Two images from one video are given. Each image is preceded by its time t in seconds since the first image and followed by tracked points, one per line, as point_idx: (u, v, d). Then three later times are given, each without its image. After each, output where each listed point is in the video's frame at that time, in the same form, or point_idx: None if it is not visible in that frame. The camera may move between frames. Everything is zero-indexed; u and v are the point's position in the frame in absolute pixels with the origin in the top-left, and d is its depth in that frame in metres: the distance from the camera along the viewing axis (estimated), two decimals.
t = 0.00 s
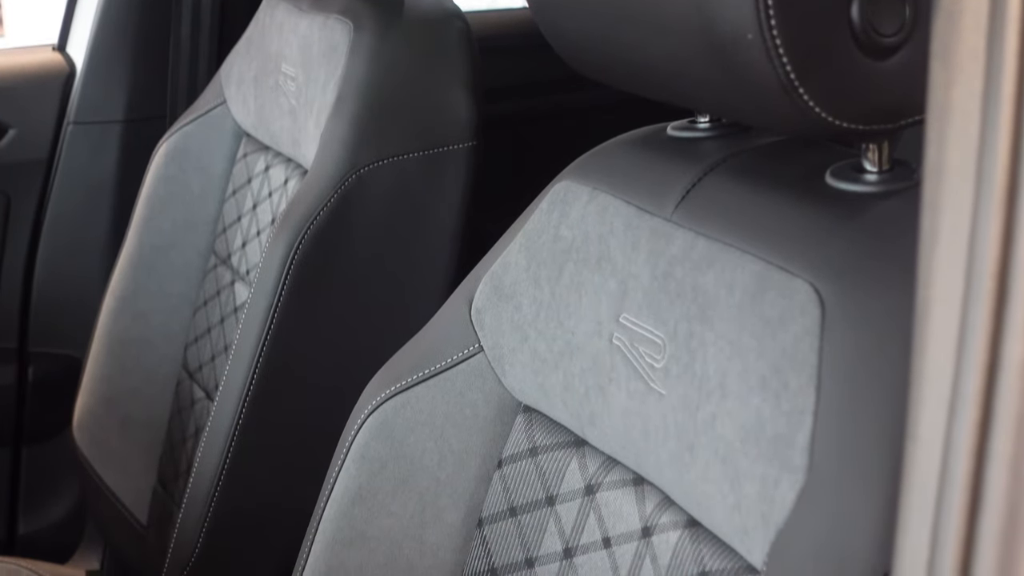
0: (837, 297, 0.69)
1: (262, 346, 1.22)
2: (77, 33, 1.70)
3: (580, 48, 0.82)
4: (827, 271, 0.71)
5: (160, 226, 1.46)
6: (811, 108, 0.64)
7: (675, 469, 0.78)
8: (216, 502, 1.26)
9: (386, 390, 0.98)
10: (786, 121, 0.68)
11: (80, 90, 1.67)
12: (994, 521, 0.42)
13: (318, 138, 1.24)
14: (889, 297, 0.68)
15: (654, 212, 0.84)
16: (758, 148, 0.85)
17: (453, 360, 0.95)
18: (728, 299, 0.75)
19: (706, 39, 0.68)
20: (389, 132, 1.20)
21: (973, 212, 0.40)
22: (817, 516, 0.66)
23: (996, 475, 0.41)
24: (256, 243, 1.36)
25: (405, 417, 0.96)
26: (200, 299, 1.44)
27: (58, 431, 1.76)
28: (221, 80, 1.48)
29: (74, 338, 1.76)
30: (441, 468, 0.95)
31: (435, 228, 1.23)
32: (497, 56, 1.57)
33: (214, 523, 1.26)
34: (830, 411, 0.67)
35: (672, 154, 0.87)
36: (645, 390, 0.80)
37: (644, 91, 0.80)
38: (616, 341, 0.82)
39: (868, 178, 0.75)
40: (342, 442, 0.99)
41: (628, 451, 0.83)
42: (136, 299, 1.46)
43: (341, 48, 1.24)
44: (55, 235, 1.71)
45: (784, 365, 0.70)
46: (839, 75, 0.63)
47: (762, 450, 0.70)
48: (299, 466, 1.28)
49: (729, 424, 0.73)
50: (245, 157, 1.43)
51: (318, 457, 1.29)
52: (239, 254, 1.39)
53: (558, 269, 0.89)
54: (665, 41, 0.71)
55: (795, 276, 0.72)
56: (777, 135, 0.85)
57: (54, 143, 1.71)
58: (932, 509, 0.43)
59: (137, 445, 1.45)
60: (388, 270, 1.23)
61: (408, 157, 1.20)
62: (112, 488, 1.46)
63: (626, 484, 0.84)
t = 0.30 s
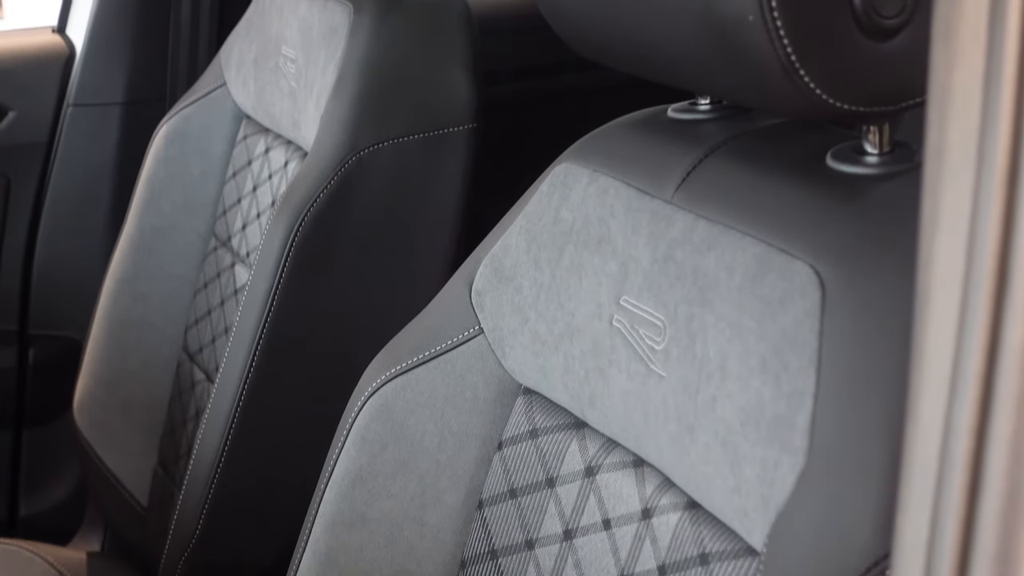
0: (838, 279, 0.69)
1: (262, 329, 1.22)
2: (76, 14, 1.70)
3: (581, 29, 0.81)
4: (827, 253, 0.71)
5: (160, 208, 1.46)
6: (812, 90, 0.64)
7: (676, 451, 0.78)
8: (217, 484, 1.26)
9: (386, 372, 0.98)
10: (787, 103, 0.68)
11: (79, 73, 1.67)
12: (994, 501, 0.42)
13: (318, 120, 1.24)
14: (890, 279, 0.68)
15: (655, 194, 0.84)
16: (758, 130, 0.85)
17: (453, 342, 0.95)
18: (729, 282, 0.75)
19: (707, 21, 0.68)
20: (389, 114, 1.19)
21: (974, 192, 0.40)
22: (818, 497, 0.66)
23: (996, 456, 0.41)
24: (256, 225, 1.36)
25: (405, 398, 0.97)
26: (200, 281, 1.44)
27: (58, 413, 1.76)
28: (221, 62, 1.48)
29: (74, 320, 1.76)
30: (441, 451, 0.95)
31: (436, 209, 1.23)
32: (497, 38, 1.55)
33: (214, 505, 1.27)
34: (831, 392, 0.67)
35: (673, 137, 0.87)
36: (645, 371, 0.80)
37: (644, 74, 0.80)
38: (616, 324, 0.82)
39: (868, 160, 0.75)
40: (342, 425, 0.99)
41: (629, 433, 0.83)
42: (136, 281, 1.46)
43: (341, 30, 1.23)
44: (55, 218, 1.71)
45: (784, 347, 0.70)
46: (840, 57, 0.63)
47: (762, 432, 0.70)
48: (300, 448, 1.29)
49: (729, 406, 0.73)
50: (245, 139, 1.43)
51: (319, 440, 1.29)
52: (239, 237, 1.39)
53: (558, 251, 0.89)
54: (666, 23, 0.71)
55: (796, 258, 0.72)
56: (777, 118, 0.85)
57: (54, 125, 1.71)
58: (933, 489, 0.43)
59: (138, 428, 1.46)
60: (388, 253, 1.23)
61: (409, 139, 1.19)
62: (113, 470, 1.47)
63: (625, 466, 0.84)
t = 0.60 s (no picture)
0: (839, 261, 0.69)
1: (262, 310, 1.22)
2: None
3: (581, 9, 0.81)
4: (828, 234, 0.71)
5: (161, 189, 1.46)
6: (813, 71, 0.64)
7: (676, 431, 0.78)
8: (217, 466, 1.27)
9: (385, 353, 0.98)
10: (789, 85, 0.67)
11: (78, 54, 1.66)
12: (995, 477, 0.42)
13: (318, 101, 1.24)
14: (890, 260, 0.67)
15: (655, 174, 0.83)
16: (759, 112, 0.84)
17: (453, 322, 0.95)
18: (729, 262, 0.75)
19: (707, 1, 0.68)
20: (390, 95, 1.19)
21: (974, 173, 0.40)
22: (818, 478, 0.66)
23: (996, 435, 0.41)
24: (256, 206, 1.36)
25: (405, 379, 0.96)
26: (200, 263, 1.44)
27: (58, 394, 1.77)
28: (221, 43, 1.47)
29: (74, 302, 1.77)
30: (441, 431, 0.96)
31: (436, 190, 1.23)
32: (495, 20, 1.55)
33: (215, 486, 1.27)
34: (831, 373, 0.67)
35: (673, 118, 0.87)
36: (645, 352, 0.80)
37: (644, 54, 0.80)
38: (616, 304, 0.82)
39: (869, 142, 0.75)
40: (342, 406, 0.99)
41: (628, 414, 0.83)
42: (137, 262, 1.46)
43: (340, 10, 1.22)
44: (55, 200, 1.71)
45: (785, 329, 0.70)
46: (841, 38, 0.62)
47: (762, 413, 0.71)
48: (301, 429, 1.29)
49: (729, 386, 0.73)
50: (245, 120, 1.43)
51: (319, 421, 1.30)
52: (239, 218, 1.38)
53: (559, 232, 0.89)
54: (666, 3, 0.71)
55: (797, 238, 0.72)
56: (778, 99, 0.84)
57: (54, 107, 1.71)
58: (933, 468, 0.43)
59: (138, 410, 1.47)
60: (388, 234, 1.23)
61: (409, 120, 1.19)
62: (113, 451, 1.48)
63: (626, 447, 0.84)
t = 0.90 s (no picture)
0: (840, 240, 0.69)
1: (262, 290, 1.22)
2: None
3: None
4: (828, 213, 0.70)
5: (161, 168, 1.45)
6: (816, 51, 0.64)
7: (676, 410, 0.78)
8: (217, 446, 1.27)
9: (385, 332, 0.98)
10: (792, 66, 0.67)
11: (77, 33, 1.65)
12: (996, 454, 0.42)
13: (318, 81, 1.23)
14: (892, 239, 0.67)
15: (655, 153, 0.83)
16: (760, 91, 0.84)
17: (453, 302, 0.95)
18: (729, 241, 0.75)
19: None
20: (390, 75, 1.18)
21: (976, 152, 0.40)
22: (818, 457, 0.66)
23: (996, 414, 0.41)
24: (256, 185, 1.35)
25: (406, 358, 0.96)
26: (201, 242, 1.44)
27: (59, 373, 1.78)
28: (221, 22, 1.46)
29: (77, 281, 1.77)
30: (441, 410, 0.96)
31: (437, 169, 1.22)
32: None
33: (215, 465, 1.28)
34: (831, 352, 0.67)
35: (674, 97, 0.86)
36: (645, 331, 0.80)
37: (644, 33, 0.79)
38: (617, 284, 0.82)
39: (869, 121, 0.74)
40: (342, 385, 0.99)
41: (628, 393, 0.83)
42: (138, 242, 1.46)
43: None
44: (55, 179, 1.70)
45: (785, 308, 0.70)
46: (842, 16, 0.62)
47: (762, 392, 0.70)
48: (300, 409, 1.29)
49: (729, 365, 0.73)
50: (245, 99, 1.42)
51: (320, 399, 1.30)
52: (239, 197, 1.38)
53: (559, 211, 0.89)
54: None
55: (798, 217, 0.72)
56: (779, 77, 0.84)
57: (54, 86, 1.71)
58: (932, 444, 0.43)
59: (138, 388, 1.48)
60: (388, 213, 1.22)
61: (409, 99, 1.18)
62: (114, 429, 1.48)
63: (626, 426, 0.84)
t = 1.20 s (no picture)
0: (841, 218, 0.69)
1: (262, 267, 1.22)
2: None
3: None
4: (829, 191, 0.70)
5: (161, 145, 1.45)
6: (816, 28, 0.64)
7: (676, 388, 0.78)
8: (217, 423, 1.28)
9: (385, 310, 0.98)
10: (793, 44, 0.67)
11: (77, 10, 1.64)
12: (996, 431, 0.42)
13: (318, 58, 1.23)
14: (894, 217, 0.67)
15: (655, 131, 0.83)
16: (760, 68, 0.84)
17: (453, 280, 0.95)
18: (730, 219, 0.75)
19: None
20: (389, 51, 1.17)
21: (978, 127, 0.40)
22: (818, 434, 0.66)
23: (996, 390, 0.41)
24: (257, 163, 1.35)
25: (405, 336, 0.96)
26: (201, 220, 1.44)
27: (59, 351, 1.79)
28: None
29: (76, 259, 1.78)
30: (441, 387, 0.96)
31: (437, 146, 1.22)
32: None
33: (216, 442, 1.28)
34: (831, 329, 0.67)
35: (675, 74, 0.86)
36: (645, 309, 0.80)
37: (645, 11, 0.79)
38: (617, 262, 0.82)
39: (871, 98, 0.74)
40: (342, 362, 0.99)
41: (629, 370, 0.83)
42: (137, 219, 1.46)
43: None
44: (54, 156, 1.70)
45: (785, 285, 0.70)
46: None
47: (762, 369, 0.70)
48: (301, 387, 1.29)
49: (730, 342, 0.73)
50: (245, 77, 1.41)
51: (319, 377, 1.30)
52: (239, 174, 1.38)
53: (559, 189, 0.88)
54: None
55: (799, 195, 0.71)
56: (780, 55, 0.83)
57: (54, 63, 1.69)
58: (933, 421, 0.43)
59: (138, 365, 1.48)
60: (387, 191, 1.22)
61: (409, 76, 1.18)
62: (114, 406, 1.49)
63: (626, 403, 0.84)
